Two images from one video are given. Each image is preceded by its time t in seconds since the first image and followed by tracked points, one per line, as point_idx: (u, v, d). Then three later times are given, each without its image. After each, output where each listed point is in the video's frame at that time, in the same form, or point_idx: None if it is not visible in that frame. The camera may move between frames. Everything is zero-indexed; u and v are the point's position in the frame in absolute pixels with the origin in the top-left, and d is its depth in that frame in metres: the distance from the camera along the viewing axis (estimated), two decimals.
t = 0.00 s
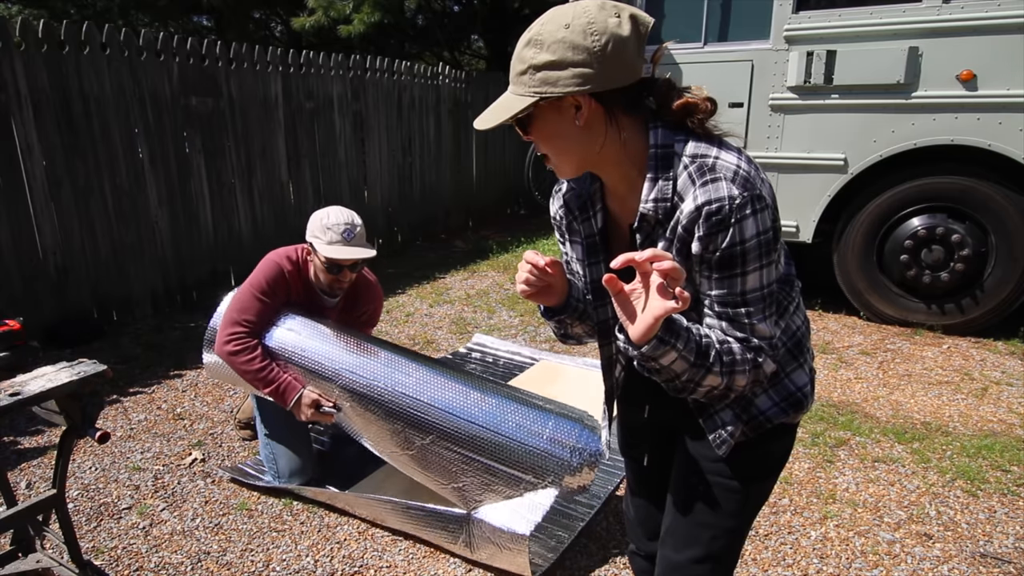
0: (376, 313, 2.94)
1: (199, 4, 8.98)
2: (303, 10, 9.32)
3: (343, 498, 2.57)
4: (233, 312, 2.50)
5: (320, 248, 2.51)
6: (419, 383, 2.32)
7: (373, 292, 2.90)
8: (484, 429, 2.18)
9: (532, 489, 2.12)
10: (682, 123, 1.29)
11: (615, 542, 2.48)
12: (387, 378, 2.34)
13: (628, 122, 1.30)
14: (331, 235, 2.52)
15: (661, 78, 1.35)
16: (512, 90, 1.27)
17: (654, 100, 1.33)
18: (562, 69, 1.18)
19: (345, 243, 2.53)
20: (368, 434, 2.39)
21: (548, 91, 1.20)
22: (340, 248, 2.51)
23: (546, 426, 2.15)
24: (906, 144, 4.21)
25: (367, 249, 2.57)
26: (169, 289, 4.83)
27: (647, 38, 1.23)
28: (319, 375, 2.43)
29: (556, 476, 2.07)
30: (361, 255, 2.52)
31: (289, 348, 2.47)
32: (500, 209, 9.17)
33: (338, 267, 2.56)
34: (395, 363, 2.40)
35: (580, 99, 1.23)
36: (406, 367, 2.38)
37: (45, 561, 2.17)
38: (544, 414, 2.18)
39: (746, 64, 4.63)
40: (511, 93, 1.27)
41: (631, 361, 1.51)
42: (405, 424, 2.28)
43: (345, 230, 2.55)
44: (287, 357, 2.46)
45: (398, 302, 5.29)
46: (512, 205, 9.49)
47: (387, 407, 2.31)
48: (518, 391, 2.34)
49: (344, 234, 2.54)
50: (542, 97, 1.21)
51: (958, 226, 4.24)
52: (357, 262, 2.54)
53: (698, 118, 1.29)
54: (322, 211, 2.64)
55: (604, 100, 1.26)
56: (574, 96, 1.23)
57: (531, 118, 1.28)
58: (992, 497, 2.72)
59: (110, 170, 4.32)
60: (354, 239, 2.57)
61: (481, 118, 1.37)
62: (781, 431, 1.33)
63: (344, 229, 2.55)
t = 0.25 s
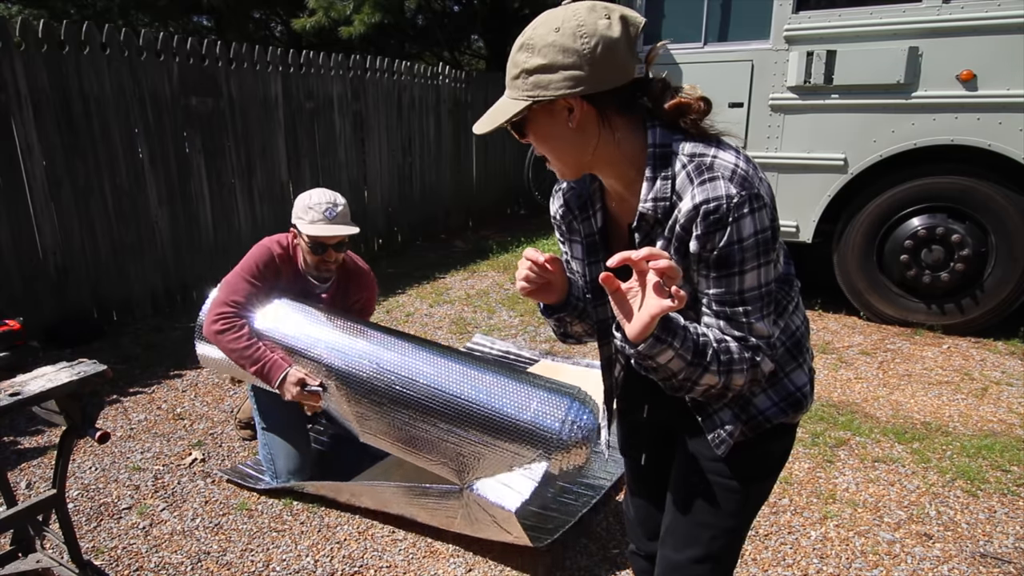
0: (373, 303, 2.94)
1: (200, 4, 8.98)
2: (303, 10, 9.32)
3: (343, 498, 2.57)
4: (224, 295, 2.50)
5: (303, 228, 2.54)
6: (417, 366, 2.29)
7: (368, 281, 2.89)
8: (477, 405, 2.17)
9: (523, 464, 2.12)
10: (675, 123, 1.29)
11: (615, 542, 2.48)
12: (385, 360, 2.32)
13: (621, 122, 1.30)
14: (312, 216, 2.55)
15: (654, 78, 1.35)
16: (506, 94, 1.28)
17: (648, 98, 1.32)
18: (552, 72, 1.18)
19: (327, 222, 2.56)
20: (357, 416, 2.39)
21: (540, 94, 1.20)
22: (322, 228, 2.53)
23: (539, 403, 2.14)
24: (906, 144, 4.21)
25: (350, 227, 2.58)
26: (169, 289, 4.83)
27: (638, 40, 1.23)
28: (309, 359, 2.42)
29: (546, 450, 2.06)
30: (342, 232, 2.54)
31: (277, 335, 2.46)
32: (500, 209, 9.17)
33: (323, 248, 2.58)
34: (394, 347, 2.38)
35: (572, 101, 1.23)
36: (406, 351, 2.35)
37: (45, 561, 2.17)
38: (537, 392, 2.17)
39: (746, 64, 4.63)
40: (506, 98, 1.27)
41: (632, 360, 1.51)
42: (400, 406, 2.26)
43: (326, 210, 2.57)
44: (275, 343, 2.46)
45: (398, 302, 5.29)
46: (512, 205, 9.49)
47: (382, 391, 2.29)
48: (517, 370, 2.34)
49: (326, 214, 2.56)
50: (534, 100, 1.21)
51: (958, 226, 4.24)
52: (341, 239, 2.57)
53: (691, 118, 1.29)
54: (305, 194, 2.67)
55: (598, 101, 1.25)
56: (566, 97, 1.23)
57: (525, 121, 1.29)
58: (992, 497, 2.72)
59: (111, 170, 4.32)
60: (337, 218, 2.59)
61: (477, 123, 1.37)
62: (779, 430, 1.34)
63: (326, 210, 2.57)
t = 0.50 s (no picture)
0: (368, 305, 2.83)
1: (200, 4, 8.98)
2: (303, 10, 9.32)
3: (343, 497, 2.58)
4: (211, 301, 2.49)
5: (297, 236, 2.49)
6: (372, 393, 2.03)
7: (360, 281, 2.78)
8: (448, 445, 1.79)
9: (499, 524, 1.70)
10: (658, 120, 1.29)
11: (614, 542, 2.48)
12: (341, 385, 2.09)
13: (606, 119, 1.29)
14: (307, 223, 2.50)
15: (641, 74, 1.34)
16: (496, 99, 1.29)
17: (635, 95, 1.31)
18: (537, 77, 1.19)
19: (322, 230, 2.52)
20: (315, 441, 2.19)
21: (525, 98, 1.21)
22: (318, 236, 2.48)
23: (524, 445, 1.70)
24: (906, 144, 4.21)
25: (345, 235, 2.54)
26: (169, 289, 4.83)
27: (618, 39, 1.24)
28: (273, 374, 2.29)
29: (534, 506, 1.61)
30: (338, 240, 2.49)
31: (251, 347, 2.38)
32: (500, 209, 9.18)
33: (318, 256, 2.52)
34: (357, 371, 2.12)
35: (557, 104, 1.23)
36: (367, 373, 2.10)
37: (45, 561, 2.17)
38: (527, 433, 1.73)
39: (746, 64, 4.62)
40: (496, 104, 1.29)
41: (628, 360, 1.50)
42: (347, 432, 2.03)
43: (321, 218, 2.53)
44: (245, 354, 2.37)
45: (398, 302, 5.29)
46: (512, 205, 9.49)
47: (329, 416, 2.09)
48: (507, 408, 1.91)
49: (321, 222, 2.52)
50: (523, 106, 1.22)
51: (958, 226, 4.24)
52: (336, 248, 2.52)
53: (670, 115, 1.28)
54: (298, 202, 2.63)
55: (585, 100, 1.24)
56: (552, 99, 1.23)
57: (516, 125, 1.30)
58: (992, 497, 2.72)
59: (111, 170, 4.32)
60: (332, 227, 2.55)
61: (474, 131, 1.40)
62: (774, 433, 1.33)
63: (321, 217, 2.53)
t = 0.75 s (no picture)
0: (365, 302, 2.74)
1: (200, 4, 8.98)
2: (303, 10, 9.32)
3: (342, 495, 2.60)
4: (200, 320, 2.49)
5: (294, 252, 2.40)
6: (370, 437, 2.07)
7: (354, 280, 2.69)
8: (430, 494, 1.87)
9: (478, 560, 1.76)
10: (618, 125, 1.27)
11: (615, 542, 2.48)
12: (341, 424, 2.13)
13: (567, 129, 1.27)
14: (304, 238, 2.41)
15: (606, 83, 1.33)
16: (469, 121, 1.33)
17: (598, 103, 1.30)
18: (500, 95, 1.23)
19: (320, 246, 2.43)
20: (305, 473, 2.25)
21: (491, 115, 1.24)
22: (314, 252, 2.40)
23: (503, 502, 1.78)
24: (906, 144, 4.21)
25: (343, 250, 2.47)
26: (169, 289, 4.84)
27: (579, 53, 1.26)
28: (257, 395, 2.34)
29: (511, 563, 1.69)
30: (336, 256, 2.43)
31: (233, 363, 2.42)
32: (500, 209, 9.18)
33: (314, 271, 2.44)
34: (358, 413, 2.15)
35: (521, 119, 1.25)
36: (367, 414, 2.14)
37: (45, 561, 2.17)
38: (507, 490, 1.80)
39: (746, 64, 4.60)
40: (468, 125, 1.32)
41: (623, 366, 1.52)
42: (333, 458, 2.11)
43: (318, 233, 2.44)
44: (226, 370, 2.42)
45: (398, 302, 5.29)
46: (512, 205, 9.49)
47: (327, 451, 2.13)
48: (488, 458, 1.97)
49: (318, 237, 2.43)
50: (490, 123, 1.25)
51: (958, 226, 4.24)
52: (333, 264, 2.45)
53: (627, 117, 1.27)
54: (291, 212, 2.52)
55: (548, 113, 1.25)
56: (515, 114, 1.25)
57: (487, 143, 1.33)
58: (992, 497, 2.72)
59: (111, 170, 4.32)
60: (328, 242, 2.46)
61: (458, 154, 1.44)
62: (766, 439, 1.32)
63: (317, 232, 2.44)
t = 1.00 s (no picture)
0: (367, 311, 2.71)
1: (199, 4, 8.97)
2: (303, 10, 9.31)
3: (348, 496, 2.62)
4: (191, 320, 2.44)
5: (299, 265, 2.37)
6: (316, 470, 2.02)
7: (358, 292, 2.67)
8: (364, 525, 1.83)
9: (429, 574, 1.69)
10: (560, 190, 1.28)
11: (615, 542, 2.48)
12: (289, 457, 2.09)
13: (522, 196, 1.33)
14: (309, 251, 2.38)
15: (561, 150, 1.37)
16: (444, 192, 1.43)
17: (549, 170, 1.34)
18: (462, 170, 1.30)
19: (325, 259, 2.40)
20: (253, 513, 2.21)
21: (455, 187, 1.32)
22: (320, 266, 2.38)
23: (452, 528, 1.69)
24: (906, 144, 4.22)
25: (348, 263, 2.45)
26: (169, 289, 4.84)
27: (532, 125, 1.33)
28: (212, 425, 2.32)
29: None
30: (342, 270, 2.40)
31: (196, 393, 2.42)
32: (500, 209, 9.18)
33: (318, 283, 2.42)
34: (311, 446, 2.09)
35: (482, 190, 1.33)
36: (316, 447, 2.08)
37: (45, 561, 2.17)
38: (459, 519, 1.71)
39: (746, 64, 4.59)
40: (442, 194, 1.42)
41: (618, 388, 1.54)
42: (279, 493, 2.06)
43: (323, 246, 2.41)
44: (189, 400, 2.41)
45: (398, 302, 5.29)
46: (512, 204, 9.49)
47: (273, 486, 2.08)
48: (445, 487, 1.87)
49: (323, 250, 2.40)
50: (456, 194, 1.33)
51: (958, 226, 4.24)
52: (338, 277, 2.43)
53: (563, 181, 1.27)
54: (294, 223, 2.48)
55: (506, 184, 1.31)
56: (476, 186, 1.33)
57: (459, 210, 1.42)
58: (992, 497, 2.72)
59: (111, 170, 4.32)
60: (333, 255, 2.44)
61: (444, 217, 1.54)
62: (755, 460, 1.35)
63: (322, 245, 2.41)
